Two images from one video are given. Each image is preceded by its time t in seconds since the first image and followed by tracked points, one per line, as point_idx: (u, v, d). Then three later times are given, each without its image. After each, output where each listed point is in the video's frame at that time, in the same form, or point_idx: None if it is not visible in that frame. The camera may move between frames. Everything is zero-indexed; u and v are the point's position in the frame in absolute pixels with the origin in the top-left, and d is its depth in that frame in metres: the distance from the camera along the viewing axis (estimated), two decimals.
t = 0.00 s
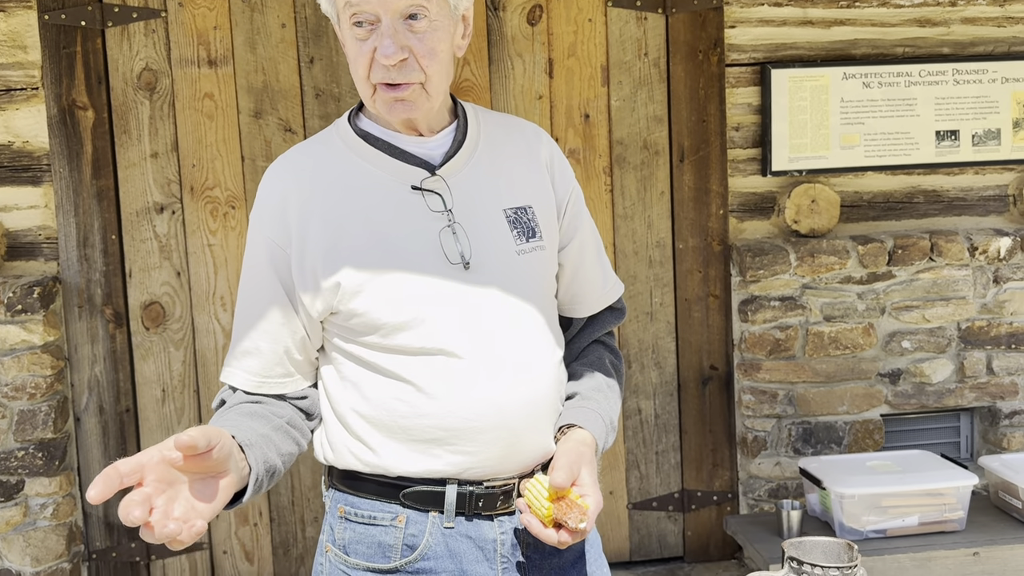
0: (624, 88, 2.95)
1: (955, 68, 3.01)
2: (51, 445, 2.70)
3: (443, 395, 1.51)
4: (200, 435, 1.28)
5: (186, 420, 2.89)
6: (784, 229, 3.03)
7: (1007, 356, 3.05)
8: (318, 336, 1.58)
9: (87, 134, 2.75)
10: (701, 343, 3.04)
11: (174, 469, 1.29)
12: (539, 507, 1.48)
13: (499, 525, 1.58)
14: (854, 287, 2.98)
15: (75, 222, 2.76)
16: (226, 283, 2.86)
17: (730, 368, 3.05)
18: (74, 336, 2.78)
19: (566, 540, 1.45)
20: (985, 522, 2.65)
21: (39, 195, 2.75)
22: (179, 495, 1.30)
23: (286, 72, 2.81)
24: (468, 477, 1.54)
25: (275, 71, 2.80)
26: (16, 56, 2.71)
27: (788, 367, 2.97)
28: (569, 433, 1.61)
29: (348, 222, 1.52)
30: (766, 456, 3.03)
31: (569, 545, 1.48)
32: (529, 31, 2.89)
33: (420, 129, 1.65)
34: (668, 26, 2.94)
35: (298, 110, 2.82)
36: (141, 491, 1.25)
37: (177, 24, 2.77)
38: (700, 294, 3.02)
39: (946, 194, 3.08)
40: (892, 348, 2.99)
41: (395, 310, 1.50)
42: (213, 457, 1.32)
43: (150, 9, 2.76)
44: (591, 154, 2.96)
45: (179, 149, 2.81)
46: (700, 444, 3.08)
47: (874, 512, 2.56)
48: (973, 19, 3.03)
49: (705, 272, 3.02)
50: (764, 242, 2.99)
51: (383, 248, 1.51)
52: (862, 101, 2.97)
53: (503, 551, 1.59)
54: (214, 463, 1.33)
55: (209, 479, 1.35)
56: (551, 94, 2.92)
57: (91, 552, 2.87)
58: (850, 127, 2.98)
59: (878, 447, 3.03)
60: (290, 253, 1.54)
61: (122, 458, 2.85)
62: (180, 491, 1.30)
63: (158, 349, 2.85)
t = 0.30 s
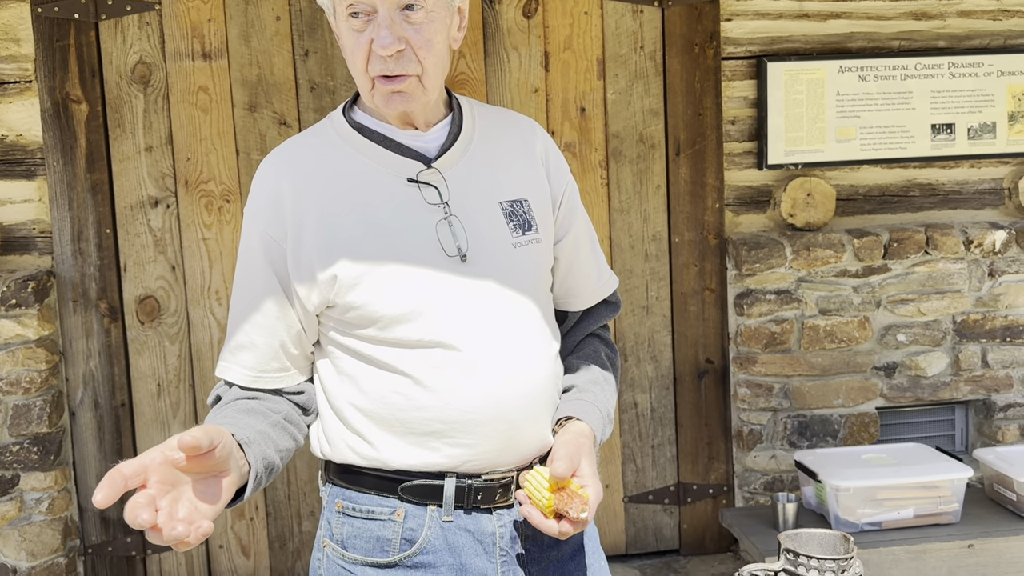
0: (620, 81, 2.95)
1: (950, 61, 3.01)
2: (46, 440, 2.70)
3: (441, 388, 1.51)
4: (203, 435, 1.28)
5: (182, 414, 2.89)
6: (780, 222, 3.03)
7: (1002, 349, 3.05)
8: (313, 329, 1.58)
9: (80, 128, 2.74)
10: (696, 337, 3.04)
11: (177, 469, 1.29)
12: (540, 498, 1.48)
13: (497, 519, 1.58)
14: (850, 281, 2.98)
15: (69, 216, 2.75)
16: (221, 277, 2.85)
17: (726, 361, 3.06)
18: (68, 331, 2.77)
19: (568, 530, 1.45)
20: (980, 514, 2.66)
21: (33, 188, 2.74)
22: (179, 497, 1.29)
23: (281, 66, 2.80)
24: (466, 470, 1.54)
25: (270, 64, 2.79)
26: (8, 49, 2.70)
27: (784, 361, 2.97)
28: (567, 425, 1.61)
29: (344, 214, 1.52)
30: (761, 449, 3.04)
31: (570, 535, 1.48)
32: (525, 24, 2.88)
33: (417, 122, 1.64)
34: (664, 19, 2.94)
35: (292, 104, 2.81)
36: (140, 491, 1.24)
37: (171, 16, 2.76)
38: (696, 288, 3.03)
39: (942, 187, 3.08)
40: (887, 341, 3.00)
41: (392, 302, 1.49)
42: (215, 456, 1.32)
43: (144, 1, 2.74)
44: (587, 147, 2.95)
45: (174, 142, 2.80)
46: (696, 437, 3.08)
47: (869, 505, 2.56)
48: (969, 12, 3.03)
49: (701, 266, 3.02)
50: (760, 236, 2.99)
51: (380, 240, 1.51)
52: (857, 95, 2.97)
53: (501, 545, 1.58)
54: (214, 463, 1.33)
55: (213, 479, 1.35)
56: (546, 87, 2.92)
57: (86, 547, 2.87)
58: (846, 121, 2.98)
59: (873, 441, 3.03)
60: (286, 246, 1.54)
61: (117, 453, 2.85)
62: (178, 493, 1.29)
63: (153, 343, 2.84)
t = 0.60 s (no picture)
0: (615, 73, 2.94)
1: (945, 53, 3.01)
2: (40, 433, 2.69)
3: (444, 376, 1.50)
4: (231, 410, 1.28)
5: (176, 407, 2.88)
6: (775, 215, 3.03)
7: (995, 341, 3.06)
8: (313, 317, 1.58)
9: (72, 120, 2.72)
10: (691, 329, 3.05)
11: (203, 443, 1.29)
12: (543, 487, 1.48)
13: (500, 507, 1.58)
14: (844, 273, 2.98)
15: (62, 209, 2.73)
16: (215, 269, 2.85)
17: (720, 354, 3.06)
18: (61, 324, 2.76)
19: (570, 518, 1.45)
20: (973, 505, 2.67)
21: (25, 180, 2.72)
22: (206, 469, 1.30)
23: (274, 58, 2.79)
24: (469, 458, 1.54)
25: (263, 56, 2.78)
26: None
27: (778, 353, 2.98)
28: (568, 413, 1.63)
29: (346, 202, 1.51)
30: (756, 441, 3.04)
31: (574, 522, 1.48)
32: (519, 15, 2.88)
33: (418, 116, 1.64)
34: (659, 11, 2.93)
35: (286, 96, 2.80)
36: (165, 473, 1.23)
37: (164, 8, 2.75)
38: (691, 280, 3.03)
39: (936, 179, 3.08)
40: (881, 333, 3.00)
41: (395, 291, 1.49)
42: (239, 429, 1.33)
43: None
44: (581, 139, 2.95)
45: (167, 134, 2.79)
46: (690, 430, 3.09)
47: (863, 497, 2.57)
48: (963, 5, 3.03)
49: (696, 259, 3.02)
50: (755, 228, 2.99)
51: (382, 229, 1.50)
52: (852, 87, 2.97)
53: (504, 532, 1.58)
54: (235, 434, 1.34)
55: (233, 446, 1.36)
56: (541, 79, 2.91)
57: (80, 541, 2.86)
58: (841, 113, 2.97)
59: (867, 432, 3.04)
60: (287, 235, 1.53)
61: (111, 446, 2.84)
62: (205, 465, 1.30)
63: (147, 336, 2.84)
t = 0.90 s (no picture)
0: (609, 63, 2.93)
1: (939, 44, 3.00)
2: (32, 424, 2.68)
3: (446, 359, 1.49)
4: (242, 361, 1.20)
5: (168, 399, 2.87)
6: (769, 205, 3.03)
7: (988, 331, 3.07)
8: (311, 300, 1.56)
9: (63, 110, 2.71)
10: (685, 320, 3.04)
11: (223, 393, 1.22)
12: (542, 468, 1.49)
13: (501, 491, 1.58)
14: (838, 263, 2.98)
15: (53, 199, 2.72)
16: (207, 261, 2.83)
17: (714, 344, 3.06)
18: (53, 315, 2.75)
19: (570, 498, 1.45)
20: (965, 494, 2.68)
21: (16, 171, 2.71)
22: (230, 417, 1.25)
23: (266, 47, 2.77)
24: (469, 441, 1.53)
25: (255, 45, 2.77)
26: None
27: (772, 344, 2.98)
28: (567, 399, 1.63)
29: (348, 185, 1.50)
30: (749, 431, 3.05)
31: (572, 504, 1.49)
32: (513, 5, 2.86)
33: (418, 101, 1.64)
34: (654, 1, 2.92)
35: (278, 85, 2.79)
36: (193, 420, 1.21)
37: None
38: (685, 271, 3.02)
39: (930, 169, 3.08)
40: (875, 324, 3.01)
41: (397, 274, 1.48)
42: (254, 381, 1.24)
43: None
44: (575, 129, 2.94)
45: (159, 125, 2.77)
46: (684, 420, 3.08)
47: (856, 486, 2.57)
48: None
49: (690, 249, 3.02)
50: (749, 219, 2.99)
51: (384, 212, 1.49)
52: (847, 77, 2.97)
53: (503, 516, 1.58)
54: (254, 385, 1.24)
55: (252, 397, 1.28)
56: (535, 69, 2.90)
57: (73, 532, 2.85)
58: (835, 103, 2.97)
59: (860, 423, 3.05)
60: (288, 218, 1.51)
61: (104, 438, 2.83)
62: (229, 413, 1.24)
63: (139, 328, 2.83)
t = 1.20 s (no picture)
0: (603, 53, 2.92)
1: (935, 34, 3.00)
2: (25, 416, 2.67)
3: (447, 347, 1.49)
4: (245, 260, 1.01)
5: (162, 390, 2.86)
6: (764, 196, 3.03)
7: (983, 322, 3.07)
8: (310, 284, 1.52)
9: (55, 99, 2.69)
10: (680, 311, 3.04)
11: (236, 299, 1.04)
12: (542, 454, 1.48)
13: (501, 478, 1.58)
14: (832, 254, 2.98)
15: (45, 189, 2.71)
16: (201, 252, 2.82)
17: (709, 335, 3.05)
18: (46, 306, 2.74)
19: (571, 485, 1.46)
20: (959, 484, 2.69)
21: (8, 161, 2.70)
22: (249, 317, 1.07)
23: (259, 36, 2.76)
24: (470, 428, 1.53)
25: (248, 35, 2.75)
26: None
27: (766, 334, 2.98)
28: (567, 386, 1.64)
29: (348, 173, 1.49)
30: (743, 422, 3.06)
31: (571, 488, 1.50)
32: None
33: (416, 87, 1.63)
34: None
35: (271, 75, 2.77)
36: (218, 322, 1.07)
37: None
38: (679, 262, 3.02)
39: (925, 160, 3.08)
40: (869, 314, 3.01)
41: (398, 262, 1.46)
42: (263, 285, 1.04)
43: None
44: (570, 120, 2.93)
45: (151, 115, 2.76)
46: (678, 411, 3.09)
47: (850, 477, 2.57)
48: None
49: (685, 240, 3.01)
50: (744, 210, 2.99)
51: (384, 200, 1.48)
52: (842, 67, 2.96)
53: (504, 503, 1.58)
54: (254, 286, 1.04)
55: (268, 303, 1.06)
56: (529, 59, 2.89)
57: (67, 524, 2.85)
58: (830, 94, 2.96)
59: (854, 413, 3.06)
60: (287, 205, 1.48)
61: (97, 429, 2.82)
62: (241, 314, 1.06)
63: (132, 319, 2.82)
